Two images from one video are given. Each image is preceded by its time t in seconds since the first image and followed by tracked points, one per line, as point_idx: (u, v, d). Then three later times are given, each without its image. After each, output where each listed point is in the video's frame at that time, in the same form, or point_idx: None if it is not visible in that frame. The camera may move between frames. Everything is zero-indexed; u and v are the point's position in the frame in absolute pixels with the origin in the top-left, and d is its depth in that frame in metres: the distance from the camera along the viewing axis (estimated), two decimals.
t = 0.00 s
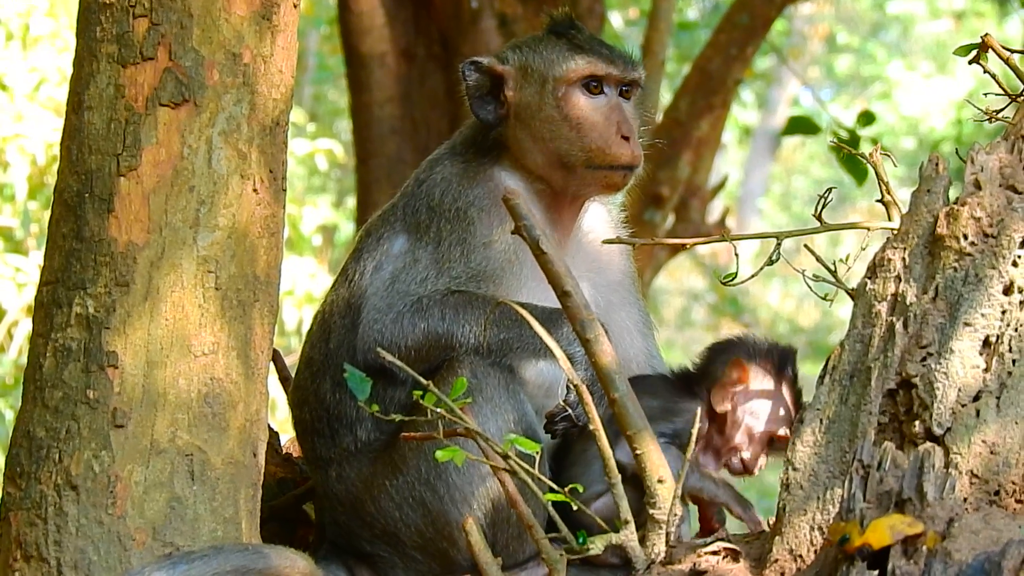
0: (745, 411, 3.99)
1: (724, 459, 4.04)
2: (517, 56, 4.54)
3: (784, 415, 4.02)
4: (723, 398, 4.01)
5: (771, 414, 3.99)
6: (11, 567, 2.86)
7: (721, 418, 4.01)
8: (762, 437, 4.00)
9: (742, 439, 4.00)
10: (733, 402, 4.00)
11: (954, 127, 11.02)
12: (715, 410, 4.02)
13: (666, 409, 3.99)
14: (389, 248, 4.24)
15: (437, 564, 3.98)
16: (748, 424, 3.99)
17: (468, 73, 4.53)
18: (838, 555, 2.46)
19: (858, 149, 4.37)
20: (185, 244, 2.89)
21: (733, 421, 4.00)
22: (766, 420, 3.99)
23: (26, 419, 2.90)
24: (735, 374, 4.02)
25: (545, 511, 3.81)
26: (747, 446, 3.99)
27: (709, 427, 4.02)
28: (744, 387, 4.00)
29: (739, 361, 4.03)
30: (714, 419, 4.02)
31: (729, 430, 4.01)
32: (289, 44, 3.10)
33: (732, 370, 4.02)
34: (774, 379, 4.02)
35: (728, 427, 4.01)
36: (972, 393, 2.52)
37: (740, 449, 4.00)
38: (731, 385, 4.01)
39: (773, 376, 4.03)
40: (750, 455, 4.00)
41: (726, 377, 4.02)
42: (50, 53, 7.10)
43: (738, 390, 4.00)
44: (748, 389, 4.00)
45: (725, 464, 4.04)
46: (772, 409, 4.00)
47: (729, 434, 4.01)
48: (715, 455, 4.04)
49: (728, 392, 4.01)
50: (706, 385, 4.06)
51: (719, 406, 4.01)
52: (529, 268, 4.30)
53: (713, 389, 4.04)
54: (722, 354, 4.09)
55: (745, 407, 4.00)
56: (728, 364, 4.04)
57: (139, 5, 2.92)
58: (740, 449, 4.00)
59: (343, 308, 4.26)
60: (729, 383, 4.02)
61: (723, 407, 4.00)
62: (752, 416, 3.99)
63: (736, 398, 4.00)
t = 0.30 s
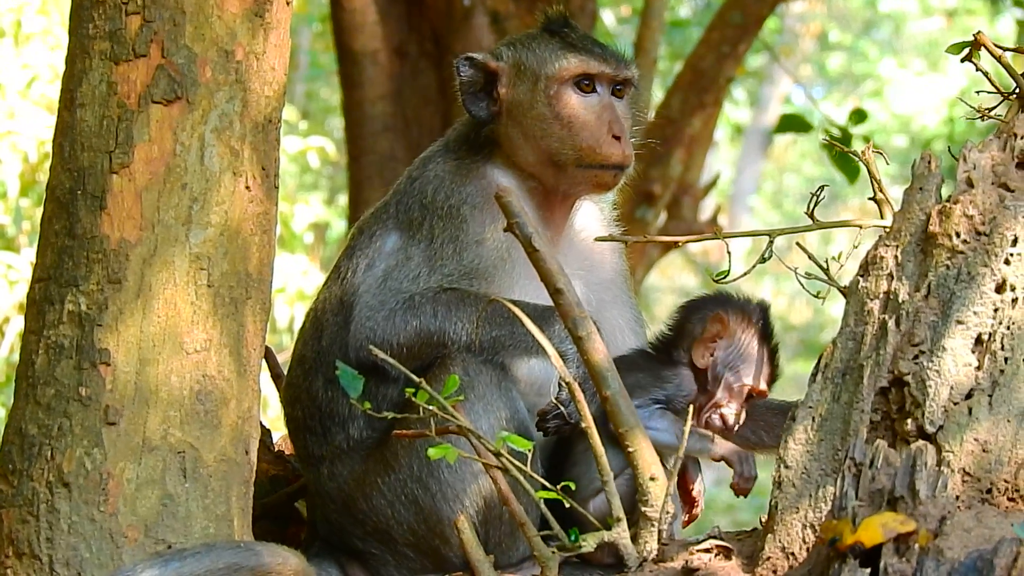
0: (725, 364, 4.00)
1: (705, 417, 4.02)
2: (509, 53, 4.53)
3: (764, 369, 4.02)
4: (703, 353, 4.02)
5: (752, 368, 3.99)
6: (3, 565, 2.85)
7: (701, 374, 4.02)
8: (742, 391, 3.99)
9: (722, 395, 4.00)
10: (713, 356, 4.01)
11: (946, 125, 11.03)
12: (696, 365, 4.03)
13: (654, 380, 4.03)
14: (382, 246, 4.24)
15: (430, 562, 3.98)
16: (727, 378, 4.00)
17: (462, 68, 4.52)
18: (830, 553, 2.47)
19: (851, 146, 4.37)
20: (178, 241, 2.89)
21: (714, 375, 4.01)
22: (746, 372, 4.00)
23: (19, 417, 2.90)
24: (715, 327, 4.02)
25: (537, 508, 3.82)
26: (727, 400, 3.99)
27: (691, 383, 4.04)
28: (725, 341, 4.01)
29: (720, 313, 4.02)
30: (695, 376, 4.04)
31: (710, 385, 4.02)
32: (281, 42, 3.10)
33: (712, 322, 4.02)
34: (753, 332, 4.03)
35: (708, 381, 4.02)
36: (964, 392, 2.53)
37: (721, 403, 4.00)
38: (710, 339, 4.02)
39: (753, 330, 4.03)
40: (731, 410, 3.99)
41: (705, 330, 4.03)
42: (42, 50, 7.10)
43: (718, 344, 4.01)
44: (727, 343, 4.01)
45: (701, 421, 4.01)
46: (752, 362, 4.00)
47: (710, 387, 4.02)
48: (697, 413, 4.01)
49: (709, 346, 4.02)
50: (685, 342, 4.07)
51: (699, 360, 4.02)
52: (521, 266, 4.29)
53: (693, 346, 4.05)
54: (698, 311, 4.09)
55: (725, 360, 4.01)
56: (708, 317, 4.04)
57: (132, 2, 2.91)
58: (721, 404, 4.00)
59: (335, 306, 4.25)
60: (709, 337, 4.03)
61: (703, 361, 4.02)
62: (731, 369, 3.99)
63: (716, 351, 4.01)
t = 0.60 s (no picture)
0: (706, 355, 3.98)
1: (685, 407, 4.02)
2: (504, 55, 4.54)
3: (745, 357, 4.00)
4: (684, 344, 3.99)
5: (732, 358, 3.96)
6: None
7: (682, 364, 4.00)
8: (723, 381, 3.98)
9: (703, 385, 3.99)
10: (695, 348, 3.98)
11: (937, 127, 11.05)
12: (676, 355, 4.01)
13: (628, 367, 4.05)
14: (373, 247, 4.24)
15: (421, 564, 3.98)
16: (708, 368, 3.98)
17: (456, 69, 4.52)
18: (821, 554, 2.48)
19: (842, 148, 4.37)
20: (169, 243, 2.89)
21: (695, 366, 3.99)
22: (727, 361, 3.97)
23: (10, 418, 2.89)
24: (697, 318, 3.98)
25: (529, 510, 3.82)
26: (709, 390, 3.97)
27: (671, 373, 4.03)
28: (706, 331, 3.97)
29: (702, 306, 3.97)
30: (674, 366, 4.02)
31: (690, 375, 4.00)
32: (273, 43, 3.10)
33: (695, 314, 3.97)
34: (732, 322, 4.00)
35: (689, 372, 4.00)
36: (956, 392, 2.53)
37: (702, 393, 3.98)
38: (692, 330, 3.98)
39: (733, 320, 4.00)
40: (712, 400, 3.98)
41: (686, 321, 3.99)
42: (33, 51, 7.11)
43: (699, 335, 3.97)
44: (709, 334, 3.97)
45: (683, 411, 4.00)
46: (733, 352, 3.97)
47: (692, 377, 4.00)
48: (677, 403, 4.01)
49: (690, 338, 3.98)
50: (666, 334, 4.04)
51: (680, 351, 3.99)
52: (513, 268, 4.29)
53: (675, 337, 4.02)
54: (679, 302, 4.05)
55: (706, 350, 3.98)
56: (689, 308, 4.00)
57: (123, 3, 2.91)
58: (702, 394, 3.99)
59: (326, 307, 4.25)
60: (690, 327, 3.99)
61: (684, 353, 3.99)
62: (713, 360, 3.96)
63: (697, 342, 3.97)
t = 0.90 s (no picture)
0: (695, 353, 3.97)
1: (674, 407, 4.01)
2: (498, 56, 4.54)
3: (734, 356, 3.98)
4: (673, 344, 3.98)
5: (721, 356, 3.95)
6: None
7: (671, 364, 3.99)
8: (713, 380, 3.96)
9: (693, 384, 3.98)
10: (684, 347, 3.97)
11: (930, 129, 11.06)
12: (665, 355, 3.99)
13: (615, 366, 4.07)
14: (366, 249, 4.24)
15: (414, 566, 3.98)
16: (697, 367, 3.97)
17: (451, 71, 4.52)
18: (814, 556, 2.50)
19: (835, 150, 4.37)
20: (162, 245, 2.88)
21: (684, 365, 3.98)
22: (716, 360, 3.96)
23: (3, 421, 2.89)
24: (686, 318, 3.97)
25: (521, 512, 3.82)
26: (699, 390, 3.96)
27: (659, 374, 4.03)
28: (695, 330, 3.97)
29: (690, 305, 3.96)
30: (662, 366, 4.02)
31: (680, 374, 3.99)
32: (265, 45, 3.10)
33: (684, 313, 3.97)
34: (721, 321, 3.99)
35: (678, 371, 3.99)
36: (949, 395, 2.53)
37: (692, 392, 3.97)
38: (680, 330, 3.97)
39: (721, 319, 3.99)
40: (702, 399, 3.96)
41: (675, 320, 3.99)
42: (26, 54, 7.12)
43: (688, 334, 3.97)
44: (698, 333, 3.97)
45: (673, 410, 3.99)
46: (722, 350, 3.97)
47: (681, 376, 3.99)
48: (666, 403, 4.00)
49: (679, 337, 3.97)
50: (654, 334, 4.04)
51: (669, 351, 3.98)
52: (505, 270, 4.29)
53: (663, 337, 4.01)
54: (667, 301, 4.04)
55: (695, 350, 3.97)
56: (678, 308, 3.99)
57: (116, 5, 2.90)
58: (692, 393, 3.97)
59: (320, 309, 4.25)
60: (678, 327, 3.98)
61: (674, 352, 3.97)
62: (702, 359, 3.96)
63: (686, 341, 3.97)
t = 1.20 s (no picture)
0: (679, 340, 4.09)
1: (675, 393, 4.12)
2: (493, 58, 4.55)
3: (717, 329, 4.11)
4: (654, 338, 4.11)
5: (705, 333, 4.08)
6: None
7: (659, 357, 4.11)
8: (703, 357, 4.09)
9: (685, 367, 4.09)
10: (665, 338, 4.10)
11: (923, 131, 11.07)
12: (649, 351, 4.12)
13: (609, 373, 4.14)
14: (360, 251, 4.24)
15: (407, 568, 3.98)
16: (685, 351, 4.09)
17: (445, 73, 4.52)
18: (808, 558, 2.52)
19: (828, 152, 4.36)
20: (156, 247, 2.88)
21: (671, 353, 4.10)
22: (700, 339, 4.08)
23: None
24: (658, 311, 4.10)
25: (515, 514, 3.82)
26: (692, 370, 4.08)
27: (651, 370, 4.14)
28: (672, 318, 4.09)
29: (658, 297, 4.10)
30: (652, 361, 4.14)
31: (669, 363, 4.11)
32: (259, 48, 3.10)
33: (654, 306, 4.11)
34: (693, 302, 4.12)
35: (668, 360, 4.11)
36: (943, 397, 2.54)
37: (686, 374, 4.09)
38: (656, 323, 4.10)
39: (693, 301, 4.13)
40: (699, 377, 4.08)
41: (650, 315, 4.12)
42: (19, 56, 7.14)
43: (665, 324, 4.10)
44: (674, 319, 4.10)
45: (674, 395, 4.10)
46: (704, 328, 4.09)
47: (673, 365, 4.10)
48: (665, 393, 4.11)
49: (658, 330, 4.10)
50: (635, 332, 4.16)
51: (653, 346, 4.11)
52: (499, 273, 4.28)
53: (643, 333, 4.14)
54: (639, 298, 4.18)
55: (677, 336, 4.10)
56: (649, 302, 4.13)
57: (109, 8, 2.90)
58: (686, 375, 4.09)
59: (313, 311, 4.24)
60: (654, 320, 4.12)
61: (657, 346, 4.10)
62: (687, 342, 4.07)
63: (666, 332, 4.10)
